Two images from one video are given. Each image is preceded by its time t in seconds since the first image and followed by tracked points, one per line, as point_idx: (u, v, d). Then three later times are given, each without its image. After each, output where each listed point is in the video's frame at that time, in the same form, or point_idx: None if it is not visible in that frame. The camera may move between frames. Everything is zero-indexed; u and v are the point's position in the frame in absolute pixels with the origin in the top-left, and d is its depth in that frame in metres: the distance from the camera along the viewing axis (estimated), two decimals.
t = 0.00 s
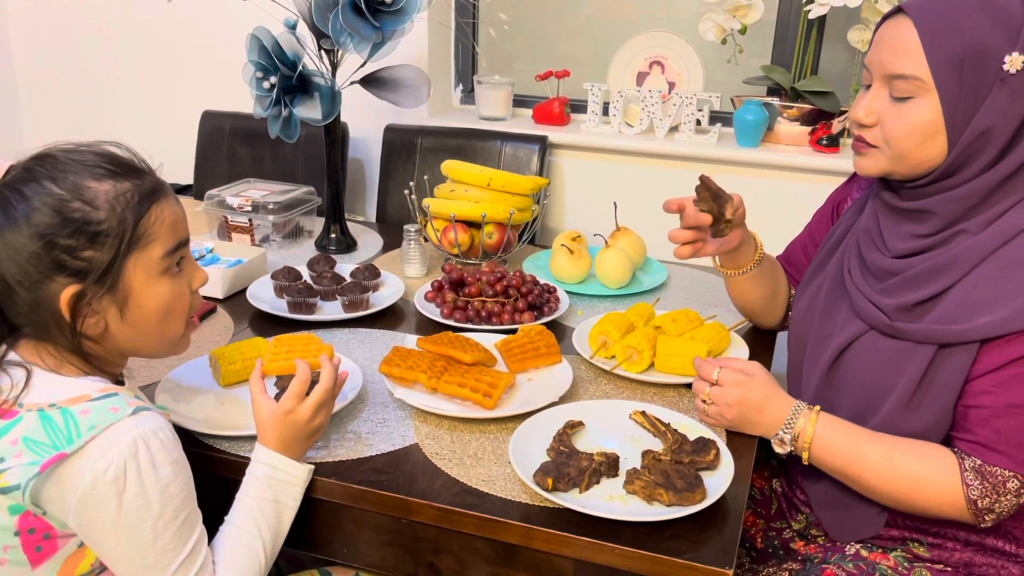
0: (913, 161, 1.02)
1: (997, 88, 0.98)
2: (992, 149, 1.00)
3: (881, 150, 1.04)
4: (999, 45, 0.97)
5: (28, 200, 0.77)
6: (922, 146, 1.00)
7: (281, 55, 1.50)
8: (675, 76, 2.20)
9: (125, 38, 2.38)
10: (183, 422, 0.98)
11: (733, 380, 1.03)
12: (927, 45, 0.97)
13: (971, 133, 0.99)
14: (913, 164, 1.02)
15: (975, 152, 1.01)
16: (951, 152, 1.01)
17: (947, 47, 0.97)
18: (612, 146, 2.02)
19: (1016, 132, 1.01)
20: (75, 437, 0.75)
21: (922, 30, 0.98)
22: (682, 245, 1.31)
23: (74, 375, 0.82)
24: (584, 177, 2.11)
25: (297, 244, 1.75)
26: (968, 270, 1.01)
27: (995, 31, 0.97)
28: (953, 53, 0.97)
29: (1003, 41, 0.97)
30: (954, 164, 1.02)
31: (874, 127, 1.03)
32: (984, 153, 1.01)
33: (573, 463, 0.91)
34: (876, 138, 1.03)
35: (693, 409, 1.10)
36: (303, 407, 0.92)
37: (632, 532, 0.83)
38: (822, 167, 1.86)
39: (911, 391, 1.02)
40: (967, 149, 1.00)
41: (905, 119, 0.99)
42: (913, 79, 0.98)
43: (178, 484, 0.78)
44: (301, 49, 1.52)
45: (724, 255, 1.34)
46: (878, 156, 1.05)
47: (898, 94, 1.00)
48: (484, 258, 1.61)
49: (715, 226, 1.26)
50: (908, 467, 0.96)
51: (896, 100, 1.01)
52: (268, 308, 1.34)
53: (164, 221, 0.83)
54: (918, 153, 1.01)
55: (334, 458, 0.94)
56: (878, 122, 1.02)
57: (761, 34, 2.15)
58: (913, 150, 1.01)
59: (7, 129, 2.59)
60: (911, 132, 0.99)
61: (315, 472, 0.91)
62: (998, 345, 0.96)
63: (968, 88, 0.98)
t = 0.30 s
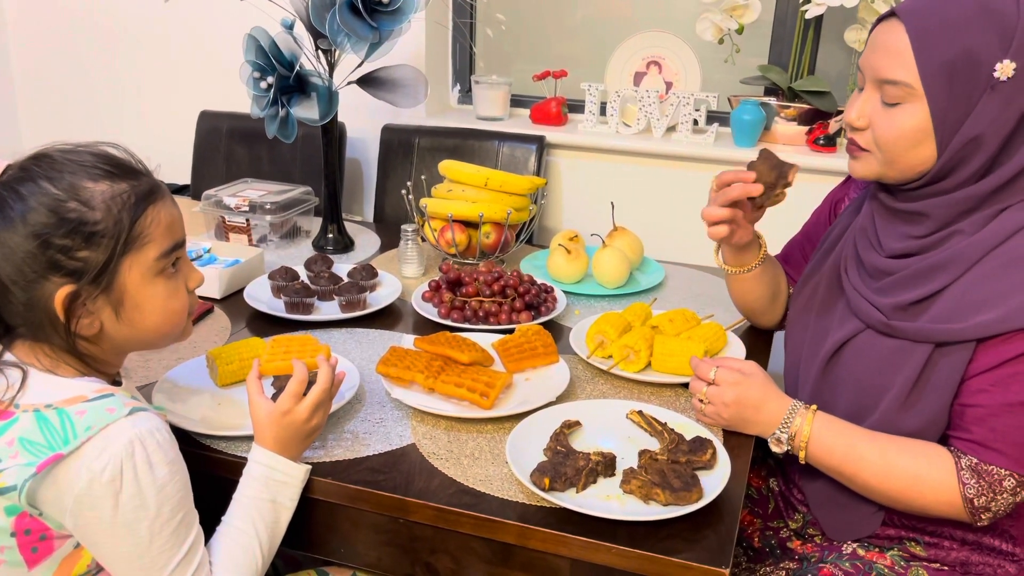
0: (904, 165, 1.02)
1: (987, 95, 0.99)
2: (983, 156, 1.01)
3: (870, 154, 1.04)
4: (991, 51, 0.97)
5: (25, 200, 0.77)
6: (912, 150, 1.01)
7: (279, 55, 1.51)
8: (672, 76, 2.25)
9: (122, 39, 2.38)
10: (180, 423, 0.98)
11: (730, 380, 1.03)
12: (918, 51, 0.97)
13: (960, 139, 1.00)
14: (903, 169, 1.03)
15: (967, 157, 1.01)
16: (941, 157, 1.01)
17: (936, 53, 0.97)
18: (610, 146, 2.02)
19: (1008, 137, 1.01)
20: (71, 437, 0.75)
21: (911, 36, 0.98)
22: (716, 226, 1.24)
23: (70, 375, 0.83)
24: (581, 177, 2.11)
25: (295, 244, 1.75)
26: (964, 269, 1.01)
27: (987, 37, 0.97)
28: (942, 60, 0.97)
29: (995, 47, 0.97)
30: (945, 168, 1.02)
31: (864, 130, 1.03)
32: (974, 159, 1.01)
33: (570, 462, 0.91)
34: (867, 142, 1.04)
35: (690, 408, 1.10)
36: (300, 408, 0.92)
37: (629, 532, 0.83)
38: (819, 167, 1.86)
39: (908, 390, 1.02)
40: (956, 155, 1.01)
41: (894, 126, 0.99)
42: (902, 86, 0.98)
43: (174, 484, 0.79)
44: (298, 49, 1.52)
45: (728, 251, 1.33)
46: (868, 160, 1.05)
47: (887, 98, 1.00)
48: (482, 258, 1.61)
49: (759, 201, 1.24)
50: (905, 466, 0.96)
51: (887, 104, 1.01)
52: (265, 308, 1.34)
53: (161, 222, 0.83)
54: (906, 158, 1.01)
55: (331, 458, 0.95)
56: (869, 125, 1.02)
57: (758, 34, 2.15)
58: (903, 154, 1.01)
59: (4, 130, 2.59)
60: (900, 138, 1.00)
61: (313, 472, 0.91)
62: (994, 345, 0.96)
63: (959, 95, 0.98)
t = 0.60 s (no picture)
0: (882, 173, 1.05)
1: (958, 106, 1.00)
2: (957, 164, 1.02)
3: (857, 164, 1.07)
4: (958, 63, 0.98)
5: (23, 203, 0.77)
6: (886, 158, 1.04)
7: (277, 56, 1.51)
8: (670, 76, 2.25)
9: (120, 40, 2.38)
10: (179, 424, 0.98)
11: (728, 381, 1.04)
12: (888, 62, 1.00)
13: (931, 148, 1.01)
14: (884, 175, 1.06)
15: (942, 164, 1.03)
16: (915, 165, 1.04)
17: (902, 65, 1.00)
18: (608, 146, 2.02)
19: (988, 142, 1.00)
20: (70, 440, 0.75)
21: (880, 46, 1.01)
22: (750, 198, 1.25)
23: (71, 378, 0.83)
24: (579, 177, 2.11)
25: (293, 245, 1.75)
26: (961, 267, 1.02)
27: (958, 48, 0.98)
28: (906, 74, 1.00)
29: (966, 58, 0.98)
30: (926, 174, 1.04)
31: (848, 134, 1.06)
32: (968, 158, 1.01)
33: (568, 464, 0.91)
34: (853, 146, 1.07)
35: (689, 409, 1.11)
36: (299, 409, 0.92)
37: (627, 533, 0.83)
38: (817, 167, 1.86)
39: (905, 389, 1.03)
40: (930, 163, 1.03)
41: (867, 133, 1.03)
42: (874, 95, 1.02)
43: (173, 486, 0.79)
44: (297, 50, 1.52)
45: (739, 241, 1.34)
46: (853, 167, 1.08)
47: (864, 104, 1.04)
48: (480, 259, 1.61)
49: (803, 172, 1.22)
50: (903, 466, 0.96)
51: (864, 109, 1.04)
52: (264, 310, 1.34)
53: (160, 224, 0.83)
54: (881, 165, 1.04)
55: (330, 459, 0.95)
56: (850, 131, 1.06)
57: (756, 35, 2.15)
58: (879, 161, 1.04)
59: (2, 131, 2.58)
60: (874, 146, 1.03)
61: (311, 473, 0.91)
62: (991, 344, 0.96)
63: (927, 106, 1.00)
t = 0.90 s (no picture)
0: (871, 171, 1.06)
1: (942, 102, 1.00)
2: (945, 161, 1.01)
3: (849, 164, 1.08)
4: (941, 60, 0.99)
5: (15, 205, 0.76)
6: (875, 154, 1.04)
7: (275, 55, 1.50)
8: (668, 76, 2.24)
9: (118, 40, 2.37)
10: (176, 424, 0.98)
11: (727, 381, 1.03)
12: (870, 62, 1.01)
13: (919, 145, 1.02)
14: (873, 175, 1.06)
15: (931, 162, 1.03)
16: (904, 162, 1.04)
17: (887, 63, 1.01)
18: (606, 146, 2.02)
19: (975, 138, 1.00)
20: (69, 440, 0.74)
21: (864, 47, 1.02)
22: (752, 193, 1.25)
23: (68, 378, 0.83)
24: (578, 177, 2.11)
25: (291, 245, 1.75)
26: (958, 266, 1.02)
27: (939, 45, 0.99)
28: (891, 71, 1.00)
29: (948, 55, 0.98)
30: (917, 171, 1.04)
31: (838, 135, 1.08)
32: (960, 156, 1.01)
33: (566, 464, 0.91)
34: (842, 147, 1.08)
35: (687, 409, 1.10)
36: (297, 410, 0.92)
37: (626, 533, 0.83)
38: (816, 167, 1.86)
39: (903, 388, 1.03)
40: (918, 162, 1.03)
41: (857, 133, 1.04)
42: (859, 95, 1.03)
43: (172, 486, 0.78)
44: (295, 50, 1.52)
45: (739, 238, 1.33)
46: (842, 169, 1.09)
47: (851, 104, 1.05)
48: (478, 259, 1.61)
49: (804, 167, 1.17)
50: (901, 465, 0.96)
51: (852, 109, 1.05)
52: (262, 310, 1.33)
53: (153, 220, 0.83)
54: (870, 163, 1.05)
55: (328, 460, 0.94)
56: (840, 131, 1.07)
57: (755, 34, 2.15)
58: (868, 159, 1.05)
59: None
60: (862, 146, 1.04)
61: (309, 474, 0.91)
62: (988, 342, 0.96)
63: (910, 104, 1.00)
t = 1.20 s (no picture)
0: (869, 171, 1.05)
1: (940, 98, 1.00)
2: (944, 158, 1.01)
3: (846, 162, 1.07)
4: (938, 56, 0.99)
5: (8, 204, 0.76)
6: (871, 154, 1.04)
7: (274, 55, 1.50)
8: (667, 75, 2.24)
9: (117, 40, 2.37)
10: (174, 424, 0.97)
11: (726, 380, 1.03)
12: (866, 64, 1.02)
13: (918, 141, 1.01)
14: (873, 173, 1.06)
15: (929, 159, 1.03)
16: (904, 159, 1.03)
17: (883, 60, 1.01)
18: (605, 145, 2.02)
19: (973, 134, 1.00)
20: (62, 441, 0.74)
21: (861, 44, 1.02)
22: (750, 192, 1.25)
23: (64, 378, 0.83)
24: (577, 177, 2.11)
25: (290, 245, 1.74)
26: (958, 265, 1.02)
27: (934, 43, 0.99)
28: (888, 68, 1.00)
29: (943, 52, 0.98)
30: (916, 169, 1.04)
31: (836, 135, 1.07)
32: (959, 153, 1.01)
33: (566, 463, 0.91)
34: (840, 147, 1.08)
35: (687, 408, 1.10)
36: (301, 413, 0.92)
37: (625, 532, 0.83)
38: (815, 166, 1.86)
39: (903, 387, 1.02)
40: (917, 159, 1.02)
41: (855, 132, 1.04)
42: (857, 95, 1.03)
43: (166, 488, 0.78)
44: (295, 49, 1.52)
45: (738, 238, 1.33)
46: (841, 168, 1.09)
47: (848, 104, 1.05)
48: (478, 258, 1.61)
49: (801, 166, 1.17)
50: (901, 464, 0.96)
51: (850, 110, 1.05)
52: (261, 309, 1.33)
53: (147, 218, 0.83)
54: (869, 162, 1.05)
55: (326, 460, 0.94)
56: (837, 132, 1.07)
57: (754, 34, 2.15)
58: (865, 158, 1.04)
59: None
60: (860, 146, 1.04)
61: (308, 473, 0.91)
62: (988, 340, 0.96)
63: (908, 102, 1.00)
